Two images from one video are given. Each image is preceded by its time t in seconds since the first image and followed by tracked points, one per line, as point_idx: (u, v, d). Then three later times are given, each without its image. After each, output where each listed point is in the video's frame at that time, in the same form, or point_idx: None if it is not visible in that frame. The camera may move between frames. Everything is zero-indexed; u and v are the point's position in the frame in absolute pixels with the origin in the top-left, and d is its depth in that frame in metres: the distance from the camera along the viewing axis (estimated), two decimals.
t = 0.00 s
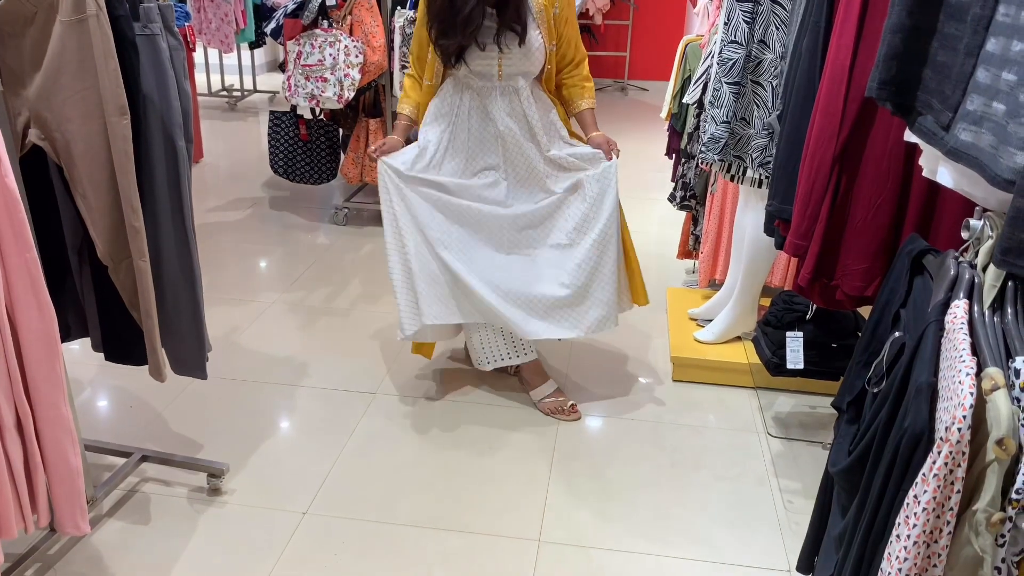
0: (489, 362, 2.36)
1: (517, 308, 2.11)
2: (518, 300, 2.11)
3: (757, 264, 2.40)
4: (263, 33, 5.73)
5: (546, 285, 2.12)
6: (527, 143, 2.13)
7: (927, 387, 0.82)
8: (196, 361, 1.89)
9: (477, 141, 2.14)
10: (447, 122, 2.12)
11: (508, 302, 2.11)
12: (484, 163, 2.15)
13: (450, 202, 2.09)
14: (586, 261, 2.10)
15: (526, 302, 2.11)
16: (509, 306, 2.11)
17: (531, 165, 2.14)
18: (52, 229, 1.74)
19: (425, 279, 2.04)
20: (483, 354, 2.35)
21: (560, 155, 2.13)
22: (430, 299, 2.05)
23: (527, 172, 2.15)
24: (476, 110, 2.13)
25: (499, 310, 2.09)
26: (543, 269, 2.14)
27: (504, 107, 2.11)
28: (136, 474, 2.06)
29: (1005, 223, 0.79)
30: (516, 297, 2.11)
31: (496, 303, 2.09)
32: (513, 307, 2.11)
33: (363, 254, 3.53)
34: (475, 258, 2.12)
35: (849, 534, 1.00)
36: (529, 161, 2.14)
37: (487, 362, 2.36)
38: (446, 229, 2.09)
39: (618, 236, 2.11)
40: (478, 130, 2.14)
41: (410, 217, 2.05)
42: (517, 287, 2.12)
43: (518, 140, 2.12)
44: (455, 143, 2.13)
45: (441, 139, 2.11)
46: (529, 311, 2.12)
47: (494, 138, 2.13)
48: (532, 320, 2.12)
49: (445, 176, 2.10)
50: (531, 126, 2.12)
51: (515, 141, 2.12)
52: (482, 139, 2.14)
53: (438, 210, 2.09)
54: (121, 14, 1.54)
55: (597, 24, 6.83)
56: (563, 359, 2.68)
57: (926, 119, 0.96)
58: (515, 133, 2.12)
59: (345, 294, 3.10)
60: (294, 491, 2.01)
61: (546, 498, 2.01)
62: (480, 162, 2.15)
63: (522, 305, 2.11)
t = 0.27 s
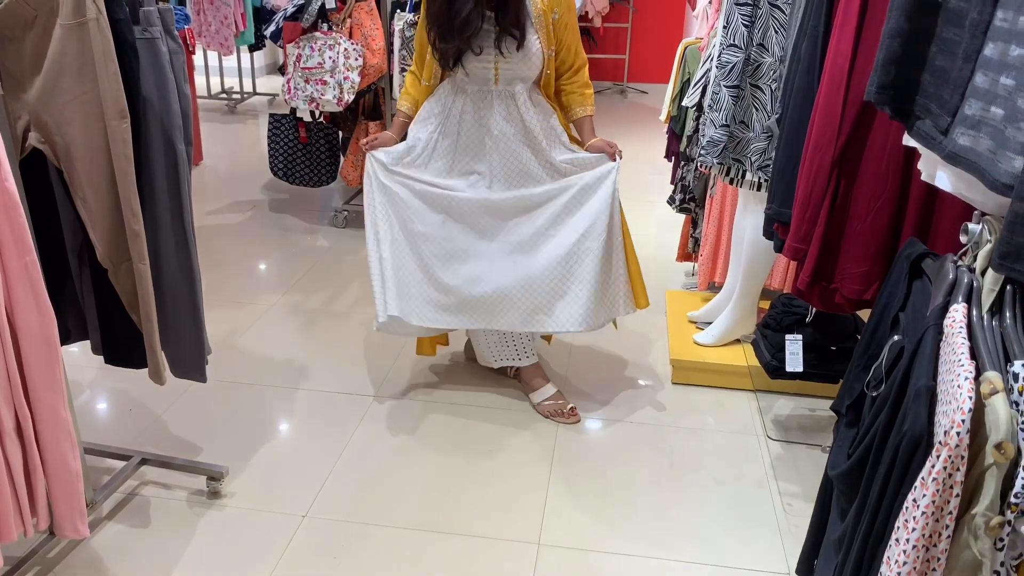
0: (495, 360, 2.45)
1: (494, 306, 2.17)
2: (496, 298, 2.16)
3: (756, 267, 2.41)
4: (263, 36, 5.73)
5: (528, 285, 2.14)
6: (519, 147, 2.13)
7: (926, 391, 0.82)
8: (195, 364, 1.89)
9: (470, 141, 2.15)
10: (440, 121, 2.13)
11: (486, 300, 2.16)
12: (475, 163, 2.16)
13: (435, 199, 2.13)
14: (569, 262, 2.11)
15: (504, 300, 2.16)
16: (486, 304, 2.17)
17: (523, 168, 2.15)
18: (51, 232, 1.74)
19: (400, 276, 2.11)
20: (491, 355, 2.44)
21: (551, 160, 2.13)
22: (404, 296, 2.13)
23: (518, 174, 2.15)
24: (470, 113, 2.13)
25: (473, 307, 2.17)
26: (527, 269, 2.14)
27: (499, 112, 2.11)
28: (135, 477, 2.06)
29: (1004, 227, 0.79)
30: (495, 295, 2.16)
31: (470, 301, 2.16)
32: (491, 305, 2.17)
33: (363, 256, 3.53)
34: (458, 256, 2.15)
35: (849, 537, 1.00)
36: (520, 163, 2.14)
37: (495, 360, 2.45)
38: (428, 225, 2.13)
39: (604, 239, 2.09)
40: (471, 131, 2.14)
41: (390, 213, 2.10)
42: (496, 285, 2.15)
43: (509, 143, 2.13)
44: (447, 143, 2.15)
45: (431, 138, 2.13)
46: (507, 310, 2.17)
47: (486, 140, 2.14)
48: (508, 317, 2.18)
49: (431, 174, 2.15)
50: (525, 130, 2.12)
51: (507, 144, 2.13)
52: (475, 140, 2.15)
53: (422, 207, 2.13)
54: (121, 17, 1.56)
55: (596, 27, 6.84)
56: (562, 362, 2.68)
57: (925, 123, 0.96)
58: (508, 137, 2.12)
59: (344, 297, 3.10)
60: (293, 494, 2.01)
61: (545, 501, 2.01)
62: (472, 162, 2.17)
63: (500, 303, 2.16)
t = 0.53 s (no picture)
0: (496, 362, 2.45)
1: (491, 302, 2.22)
2: (494, 294, 2.21)
3: (756, 271, 2.41)
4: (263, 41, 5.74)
5: (525, 282, 2.18)
6: (517, 148, 2.15)
7: (925, 397, 0.82)
8: (195, 369, 1.89)
9: (468, 143, 2.16)
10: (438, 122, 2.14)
11: (484, 297, 2.22)
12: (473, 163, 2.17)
13: (432, 199, 2.15)
14: (565, 260, 2.13)
15: (502, 297, 2.21)
16: (484, 300, 2.22)
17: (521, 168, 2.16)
18: (52, 237, 1.74)
19: (398, 274, 2.17)
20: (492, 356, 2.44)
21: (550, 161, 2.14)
22: (402, 293, 2.20)
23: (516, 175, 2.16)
24: (468, 115, 2.13)
25: (470, 303, 2.23)
26: (525, 267, 2.17)
27: (497, 115, 2.12)
28: (134, 483, 2.06)
29: (1003, 233, 0.79)
30: (493, 292, 2.21)
31: (468, 297, 2.22)
32: (489, 302, 2.22)
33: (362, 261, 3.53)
34: (455, 254, 2.18)
35: (849, 542, 1.00)
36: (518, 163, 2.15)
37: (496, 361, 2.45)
38: (426, 224, 2.17)
39: (602, 237, 2.10)
40: (470, 133, 2.15)
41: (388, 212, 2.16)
42: (494, 282, 2.20)
43: (507, 144, 2.14)
44: (445, 144, 2.16)
45: (429, 139, 2.14)
46: (505, 307, 2.22)
47: (485, 141, 2.15)
48: (506, 314, 2.22)
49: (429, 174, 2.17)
50: (523, 132, 2.13)
51: (504, 145, 2.14)
52: (473, 140, 2.15)
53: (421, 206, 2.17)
54: (122, 23, 1.54)
55: (595, 31, 6.85)
56: (563, 366, 2.68)
57: (924, 129, 0.97)
58: (505, 138, 2.13)
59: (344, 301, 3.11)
60: (293, 499, 2.01)
61: (545, 506, 2.01)
62: (470, 164, 2.17)
63: (497, 300, 2.21)
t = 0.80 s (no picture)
0: (496, 369, 2.43)
1: (492, 307, 2.23)
2: (495, 300, 2.22)
3: (756, 278, 2.41)
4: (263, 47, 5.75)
5: (525, 288, 2.19)
6: (517, 155, 2.15)
7: (925, 406, 0.82)
8: (195, 376, 1.89)
9: (468, 150, 2.16)
10: (437, 129, 2.14)
11: (485, 302, 2.22)
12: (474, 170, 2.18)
13: (432, 205, 2.16)
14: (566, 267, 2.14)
15: (502, 302, 2.22)
16: (485, 306, 2.23)
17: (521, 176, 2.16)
18: (53, 245, 1.74)
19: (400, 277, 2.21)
20: (492, 363, 2.42)
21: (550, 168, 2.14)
22: (404, 296, 2.23)
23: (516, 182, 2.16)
24: (468, 123, 2.13)
25: (471, 308, 2.24)
26: (525, 273, 2.17)
27: (496, 124, 2.12)
28: (135, 490, 2.06)
29: (1002, 242, 0.79)
30: (493, 297, 2.22)
31: (469, 301, 2.23)
32: (490, 307, 2.22)
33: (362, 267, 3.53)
34: (456, 259, 2.20)
35: (850, 550, 1.00)
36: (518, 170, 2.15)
37: (495, 369, 2.43)
38: (426, 230, 2.19)
39: (601, 243, 2.10)
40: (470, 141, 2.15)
41: (389, 218, 2.19)
42: (495, 288, 2.20)
43: (507, 152, 2.14)
44: (445, 151, 2.16)
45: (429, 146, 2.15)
46: (505, 312, 2.22)
47: (484, 148, 2.15)
48: (507, 319, 2.23)
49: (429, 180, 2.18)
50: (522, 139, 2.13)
51: (504, 153, 2.14)
52: (472, 147, 2.15)
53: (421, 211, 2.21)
54: (123, 32, 1.55)
55: (594, 37, 6.87)
56: (563, 372, 2.68)
57: (922, 138, 0.97)
58: (505, 146, 2.14)
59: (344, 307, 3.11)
60: (293, 507, 2.00)
61: (546, 513, 2.00)
62: (471, 170, 2.18)
63: (498, 305, 2.22)
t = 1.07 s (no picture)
0: (494, 379, 2.37)
1: (495, 316, 2.21)
2: (497, 308, 2.20)
3: (756, 284, 2.42)
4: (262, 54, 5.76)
5: (527, 296, 2.18)
6: (517, 163, 2.15)
7: (928, 416, 0.82)
8: (195, 385, 1.89)
9: (468, 158, 2.16)
10: (437, 139, 2.15)
11: (487, 310, 2.21)
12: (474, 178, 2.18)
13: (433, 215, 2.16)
14: (568, 272, 2.14)
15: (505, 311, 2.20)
16: (488, 314, 2.21)
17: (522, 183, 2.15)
18: (52, 254, 1.74)
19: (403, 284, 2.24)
20: (489, 372, 2.36)
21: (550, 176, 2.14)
22: (406, 303, 2.25)
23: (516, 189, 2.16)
24: (467, 132, 2.14)
25: (473, 316, 2.23)
26: (528, 280, 2.17)
27: (496, 132, 2.13)
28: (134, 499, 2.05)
29: (1004, 252, 0.79)
30: (496, 306, 2.20)
31: (471, 310, 2.22)
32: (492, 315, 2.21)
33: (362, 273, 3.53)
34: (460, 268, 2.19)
35: (852, 560, 1.00)
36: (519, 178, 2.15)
37: (493, 379, 2.37)
38: (428, 239, 2.19)
39: (603, 248, 2.10)
40: (469, 150, 2.15)
41: (390, 229, 2.21)
42: (497, 296, 2.19)
43: (508, 160, 2.14)
44: (446, 159, 2.17)
45: (429, 155, 2.15)
46: (508, 321, 2.21)
47: (485, 156, 2.15)
48: (509, 327, 2.22)
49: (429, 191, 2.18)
50: (522, 147, 2.13)
51: (505, 160, 2.14)
52: (472, 156, 2.16)
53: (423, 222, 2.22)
54: (122, 41, 1.56)
55: (593, 43, 6.88)
56: (563, 379, 2.67)
57: (923, 147, 0.97)
58: (505, 154, 2.14)
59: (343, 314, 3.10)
60: (293, 515, 2.00)
61: (546, 521, 2.00)
62: (471, 178, 2.18)
63: (500, 313, 2.20)
